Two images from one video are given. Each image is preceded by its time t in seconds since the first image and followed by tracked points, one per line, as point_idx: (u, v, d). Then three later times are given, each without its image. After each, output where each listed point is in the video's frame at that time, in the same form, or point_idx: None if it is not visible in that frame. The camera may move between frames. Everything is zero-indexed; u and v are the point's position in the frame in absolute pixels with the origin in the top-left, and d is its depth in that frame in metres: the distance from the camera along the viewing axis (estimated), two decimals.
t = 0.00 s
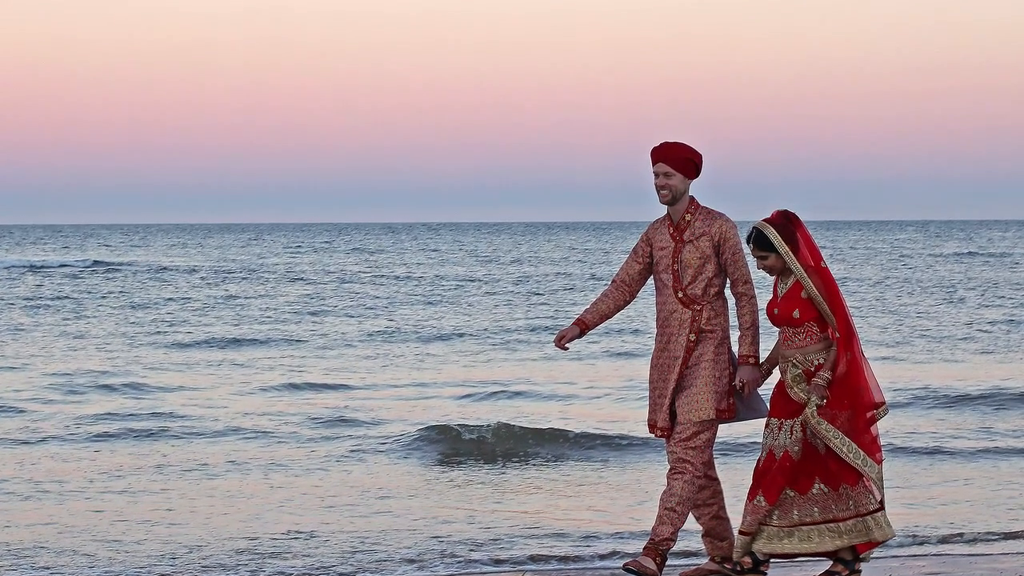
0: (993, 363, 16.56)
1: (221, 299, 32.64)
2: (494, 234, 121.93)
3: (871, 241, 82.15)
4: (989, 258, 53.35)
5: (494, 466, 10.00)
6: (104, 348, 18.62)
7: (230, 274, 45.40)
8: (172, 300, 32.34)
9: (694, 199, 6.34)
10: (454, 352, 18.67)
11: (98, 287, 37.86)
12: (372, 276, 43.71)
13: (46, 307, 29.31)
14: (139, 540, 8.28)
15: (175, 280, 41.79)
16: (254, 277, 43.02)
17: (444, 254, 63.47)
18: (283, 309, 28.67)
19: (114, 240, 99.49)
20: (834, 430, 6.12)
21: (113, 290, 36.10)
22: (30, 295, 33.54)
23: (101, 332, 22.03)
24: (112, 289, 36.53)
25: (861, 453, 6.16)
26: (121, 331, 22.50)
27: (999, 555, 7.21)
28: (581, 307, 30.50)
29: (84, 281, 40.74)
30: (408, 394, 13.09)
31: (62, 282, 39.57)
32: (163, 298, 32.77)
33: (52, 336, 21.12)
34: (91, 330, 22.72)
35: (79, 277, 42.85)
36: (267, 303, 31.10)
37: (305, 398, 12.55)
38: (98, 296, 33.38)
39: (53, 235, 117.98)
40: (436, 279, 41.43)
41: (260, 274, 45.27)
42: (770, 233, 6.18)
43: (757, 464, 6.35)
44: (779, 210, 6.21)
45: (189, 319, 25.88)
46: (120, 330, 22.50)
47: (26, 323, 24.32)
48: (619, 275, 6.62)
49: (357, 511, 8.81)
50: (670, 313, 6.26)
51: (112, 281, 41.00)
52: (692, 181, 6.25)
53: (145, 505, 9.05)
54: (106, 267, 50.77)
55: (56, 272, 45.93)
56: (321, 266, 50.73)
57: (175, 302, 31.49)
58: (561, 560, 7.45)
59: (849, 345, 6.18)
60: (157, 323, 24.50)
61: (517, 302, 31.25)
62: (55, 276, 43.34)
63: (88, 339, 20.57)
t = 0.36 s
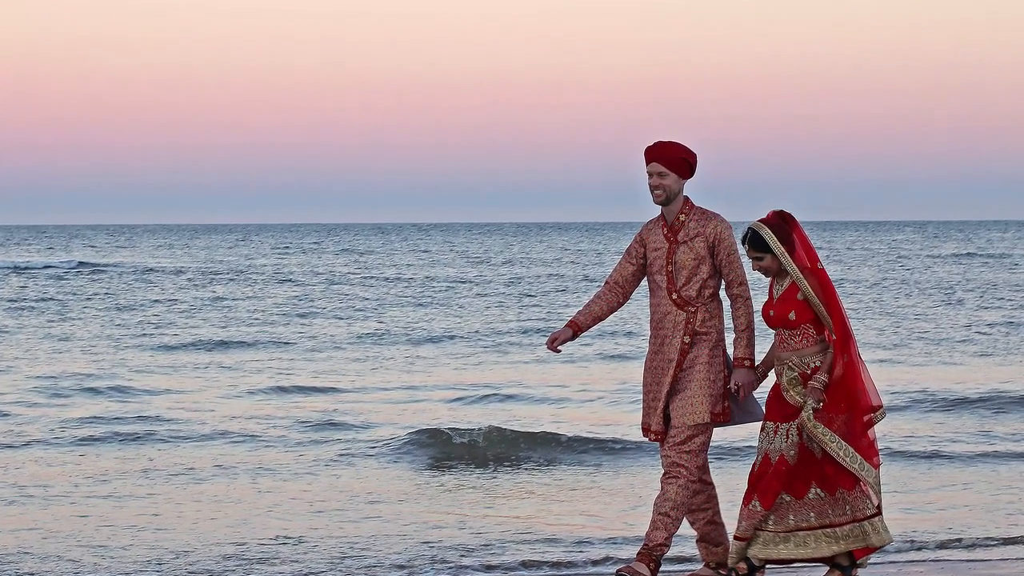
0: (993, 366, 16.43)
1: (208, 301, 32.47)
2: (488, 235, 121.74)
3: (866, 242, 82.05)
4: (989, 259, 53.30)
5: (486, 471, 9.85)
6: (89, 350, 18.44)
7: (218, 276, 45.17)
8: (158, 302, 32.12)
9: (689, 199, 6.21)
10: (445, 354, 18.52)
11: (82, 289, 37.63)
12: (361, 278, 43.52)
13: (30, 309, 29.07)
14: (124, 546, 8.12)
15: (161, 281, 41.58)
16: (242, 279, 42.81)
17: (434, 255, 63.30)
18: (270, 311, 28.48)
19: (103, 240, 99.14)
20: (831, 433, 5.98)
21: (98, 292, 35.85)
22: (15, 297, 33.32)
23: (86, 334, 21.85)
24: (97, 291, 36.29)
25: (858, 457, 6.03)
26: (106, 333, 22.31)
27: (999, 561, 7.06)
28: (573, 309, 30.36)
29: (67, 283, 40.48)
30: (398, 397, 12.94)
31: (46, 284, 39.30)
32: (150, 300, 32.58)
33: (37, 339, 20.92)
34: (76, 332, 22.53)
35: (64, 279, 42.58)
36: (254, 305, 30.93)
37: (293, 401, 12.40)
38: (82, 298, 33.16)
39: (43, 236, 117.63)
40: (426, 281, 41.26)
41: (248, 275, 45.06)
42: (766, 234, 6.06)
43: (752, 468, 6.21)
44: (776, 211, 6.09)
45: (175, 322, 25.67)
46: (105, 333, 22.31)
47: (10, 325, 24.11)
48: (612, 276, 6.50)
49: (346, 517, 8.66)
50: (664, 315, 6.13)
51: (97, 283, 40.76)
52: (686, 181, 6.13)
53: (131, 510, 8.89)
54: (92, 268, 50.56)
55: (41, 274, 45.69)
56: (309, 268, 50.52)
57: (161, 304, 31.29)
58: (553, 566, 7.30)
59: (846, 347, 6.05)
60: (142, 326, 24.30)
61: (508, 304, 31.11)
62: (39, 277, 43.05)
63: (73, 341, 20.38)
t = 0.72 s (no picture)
0: (991, 369, 16.31)
1: (194, 303, 32.25)
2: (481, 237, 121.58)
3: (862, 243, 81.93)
4: (988, 260, 53.32)
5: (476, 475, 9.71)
6: (74, 353, 18.26)
7: (204, 277, 44.95)
8: (144, 304, 31.93)
9: (683, 200, 6.11)
10: (435, 357, 18.36)
11: (67, 290, 37.40)
12: (350, 279, 43.32)
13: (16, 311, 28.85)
14: (109, 551, 7.96)
15: (147, 283, 41.35)
16: (229, 280, 42.61)
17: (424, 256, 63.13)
18: (258, 313, 28.28)
19: (89, 240, 98.67)
20: (827, 437, 5.86)
21: (82, 293, 35.64)
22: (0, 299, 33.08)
23: (71, 336, 21.67)
24: (82, 293, 36.01)
25: (855, 462, 5.90)
26: (91, 335, 22.10)
27: (999, 567, 6.92)
28: (566, 311, 30.22)
29: (52, 284, 40.19)
30: (388, 400, 12.80)
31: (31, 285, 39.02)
32: (135, 302, 32.36)
33: (22, 341, 20.72)
34: (61, 334, 22.32)
35: (48, 280, 42.34)
36: (242, 307, 30.72)
37: (282, 405, 12.25)
38: (67, 299, 32.92)
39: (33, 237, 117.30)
40: (415, 283, 41.04)
41: (234, 277, 44.79)
42: (761, 235, 5.95)
43: (747, 473, 6.08)
44: (771, 211, 5.98)
45: (162, 323, 25.47)
46: (90, 335, 22.10)
47: None
48: (605, 278, 6.39)
49: (335, 522, 8.52)
50: (658, 317, 6.02)
51: (82, 284, 40.48)
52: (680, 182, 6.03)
53: (116, 515, 8.73)
54: (78, 269, 50.34)
55: (28, 276, 45.38)
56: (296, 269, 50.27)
57: (147, 306, 31.08)
58: (545, 571, 7.16)
59: (843, 350, 5.93)
60: (128, 327, 24.09)
61: (500, 306, 30.96)
62: (23, 279, 42.79)
63: (57, 344, 20.18)
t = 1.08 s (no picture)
0: (990, 372, 16.18)
1: (180, 305, 32.06)
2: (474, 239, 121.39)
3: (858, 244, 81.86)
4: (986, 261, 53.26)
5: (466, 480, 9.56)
6: (58, 356, 18.07)
7: (189, 278, 44.69)
8: (128, 306, 31.71)
9: (676, 200, 6.01)
10: (425, 360, 18.21)
11: (51, 292, 37.09)
12: (338, 281, 43.09)
13: None
14: (93, 557, 7.79)
15: (132, 285, 41.09)
16: (214, 282, 42.36)
17: (415, 257, 62.96)
18: (244, 315, 28.08)
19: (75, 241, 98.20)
20: (823, 441, 5.73)
21: (66, 296, 35.36)
22: None
23: (55, 339, 21.50)
24: (65, 295, 35.74)
25: (851, 467, 5.78)
26: (75, 338, 21.89)
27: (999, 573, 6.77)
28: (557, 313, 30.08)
29: (35, 286, 39.88)
30: (377, 404, 12.65)
31: (15, 288, 38.73)
32: (121, 304, 32.17)
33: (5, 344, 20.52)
34: (44, 337, 22.09)
35: (31, 282, 42.03)
36: (228, 309, 30.52)
37: (269, 409, 12.10)
38: (51, 302, 32.69)
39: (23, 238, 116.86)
40: (405, 285, 40.85)
41: (221, 278, 44.58)
42: (755, 236, 5.83)
43: (741, 478, 5.95)
44: (766, 211, 5.86)
45: (146, 326, 25.27)
46: (74, 338, 21.89)
47: None
48: (597, 279, 6.30)
49: (323, 527, 8.36)
50: (651, 319, 5.94)
51: (65, 286, 40.18)
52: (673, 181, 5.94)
53: (100, 521, 8.57)
54: (62, 271, 50.05)
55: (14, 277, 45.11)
56: (284, 271, 50.04)
57: (131, 308, 30.87)
58: None
59: (839, 352, 5.81)
60: (112, 330, 23.88)
61: (490, 308, 30.80)
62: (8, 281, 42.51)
63: (40, 346, 19.97)
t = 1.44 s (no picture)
0: (987, 375, 16.07)
1: (164, 307, 31.85)
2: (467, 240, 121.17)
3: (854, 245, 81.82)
4: (986, 262, 53.17)
5: (456, 484, 9.43)
6: (40, 359, 17.88)
7: (174, 280, 44.43)
8: (113, 308, 31.49)
9: (669, 201, 6.01)
10: (414, 363, 18.06)
11: (34, 294, 36.81)
12: (325, 282, 42.86)
13: None
14: (76, 564, 7.62)
15: (117, 286, 40.82)
16: (200, 284, 42.13)
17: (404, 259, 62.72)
18: (230, 317, 27.88)
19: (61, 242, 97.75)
20: (818, 446, 5.61)
21: (48, 297, 35.08)
22: None
23: (39, 342, 21.30)
24: (48, 296, 35.48)
25: (847, 471, 5.65)
26: (58, 341, 21.67)
27: None
28: (548, 315, 29.93)
29: (20, 287, 39.59)
30: (365, 407, 12.51)
31: None
32: (105, 306, 31.98)
33: None
34: (28, 339, 21.88)
35: (14, 283, 41.77)
36: (213, 311, 30.30)
37: (256, 412, 11.95)
38: (35, 303, 32.42)
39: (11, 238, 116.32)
40: (394, 286, 40.65)
41: (208, 279, 44.38)
42: (749, 236, 5.73)
43: (735, 483, 5.82)
44: (759, 211, 5.75)
45: (130, 328, 25.05)
46: (57, 340, 21.67)
47: None
48: (589, 281, 6.28)
49: (311, 532, 8.21)
50: (644, 321, 5.91)
51: (49, 287, 39.89)
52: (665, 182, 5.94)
53: (83, 526, 8.40)
54: (46, 272, 49.73)
55: None
56: (270, 272, 49.82)
57: (115, 310, 30.65)
58: None
59: (834, 355, 5.70)
60: (96, 333, 23.65)
61: (480, 310, 30.63)
62: None
63: (22, 350, 19.76)
